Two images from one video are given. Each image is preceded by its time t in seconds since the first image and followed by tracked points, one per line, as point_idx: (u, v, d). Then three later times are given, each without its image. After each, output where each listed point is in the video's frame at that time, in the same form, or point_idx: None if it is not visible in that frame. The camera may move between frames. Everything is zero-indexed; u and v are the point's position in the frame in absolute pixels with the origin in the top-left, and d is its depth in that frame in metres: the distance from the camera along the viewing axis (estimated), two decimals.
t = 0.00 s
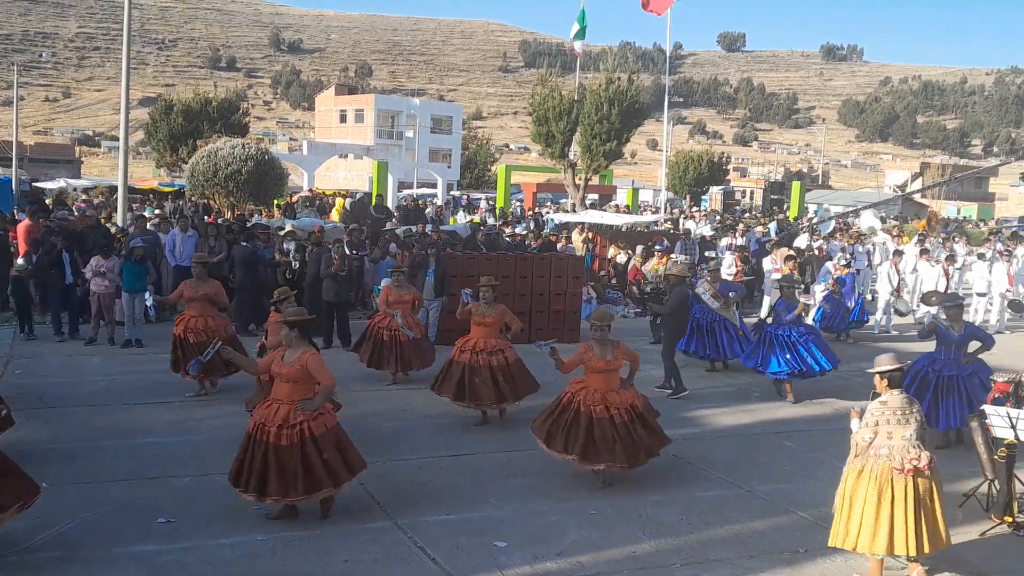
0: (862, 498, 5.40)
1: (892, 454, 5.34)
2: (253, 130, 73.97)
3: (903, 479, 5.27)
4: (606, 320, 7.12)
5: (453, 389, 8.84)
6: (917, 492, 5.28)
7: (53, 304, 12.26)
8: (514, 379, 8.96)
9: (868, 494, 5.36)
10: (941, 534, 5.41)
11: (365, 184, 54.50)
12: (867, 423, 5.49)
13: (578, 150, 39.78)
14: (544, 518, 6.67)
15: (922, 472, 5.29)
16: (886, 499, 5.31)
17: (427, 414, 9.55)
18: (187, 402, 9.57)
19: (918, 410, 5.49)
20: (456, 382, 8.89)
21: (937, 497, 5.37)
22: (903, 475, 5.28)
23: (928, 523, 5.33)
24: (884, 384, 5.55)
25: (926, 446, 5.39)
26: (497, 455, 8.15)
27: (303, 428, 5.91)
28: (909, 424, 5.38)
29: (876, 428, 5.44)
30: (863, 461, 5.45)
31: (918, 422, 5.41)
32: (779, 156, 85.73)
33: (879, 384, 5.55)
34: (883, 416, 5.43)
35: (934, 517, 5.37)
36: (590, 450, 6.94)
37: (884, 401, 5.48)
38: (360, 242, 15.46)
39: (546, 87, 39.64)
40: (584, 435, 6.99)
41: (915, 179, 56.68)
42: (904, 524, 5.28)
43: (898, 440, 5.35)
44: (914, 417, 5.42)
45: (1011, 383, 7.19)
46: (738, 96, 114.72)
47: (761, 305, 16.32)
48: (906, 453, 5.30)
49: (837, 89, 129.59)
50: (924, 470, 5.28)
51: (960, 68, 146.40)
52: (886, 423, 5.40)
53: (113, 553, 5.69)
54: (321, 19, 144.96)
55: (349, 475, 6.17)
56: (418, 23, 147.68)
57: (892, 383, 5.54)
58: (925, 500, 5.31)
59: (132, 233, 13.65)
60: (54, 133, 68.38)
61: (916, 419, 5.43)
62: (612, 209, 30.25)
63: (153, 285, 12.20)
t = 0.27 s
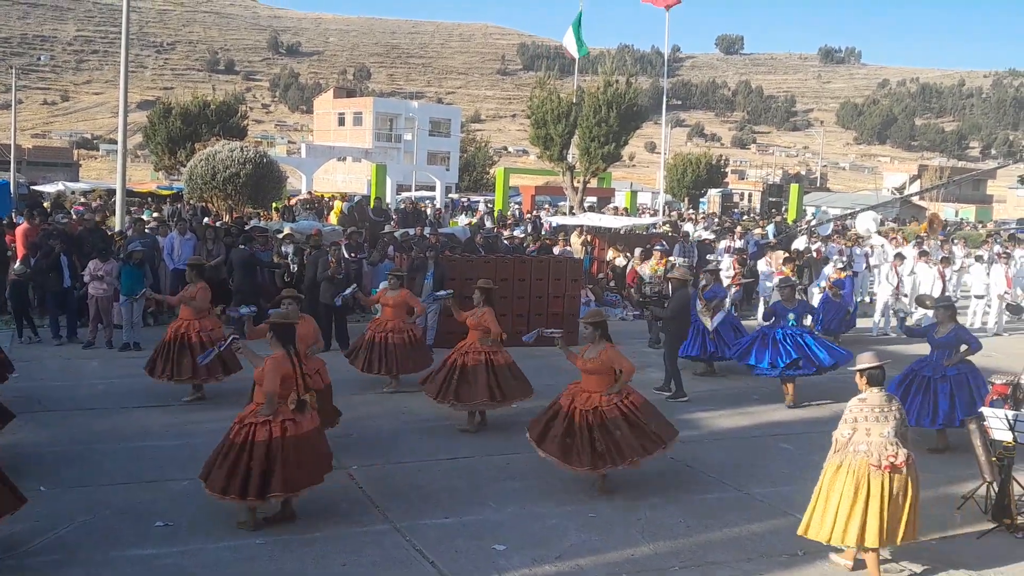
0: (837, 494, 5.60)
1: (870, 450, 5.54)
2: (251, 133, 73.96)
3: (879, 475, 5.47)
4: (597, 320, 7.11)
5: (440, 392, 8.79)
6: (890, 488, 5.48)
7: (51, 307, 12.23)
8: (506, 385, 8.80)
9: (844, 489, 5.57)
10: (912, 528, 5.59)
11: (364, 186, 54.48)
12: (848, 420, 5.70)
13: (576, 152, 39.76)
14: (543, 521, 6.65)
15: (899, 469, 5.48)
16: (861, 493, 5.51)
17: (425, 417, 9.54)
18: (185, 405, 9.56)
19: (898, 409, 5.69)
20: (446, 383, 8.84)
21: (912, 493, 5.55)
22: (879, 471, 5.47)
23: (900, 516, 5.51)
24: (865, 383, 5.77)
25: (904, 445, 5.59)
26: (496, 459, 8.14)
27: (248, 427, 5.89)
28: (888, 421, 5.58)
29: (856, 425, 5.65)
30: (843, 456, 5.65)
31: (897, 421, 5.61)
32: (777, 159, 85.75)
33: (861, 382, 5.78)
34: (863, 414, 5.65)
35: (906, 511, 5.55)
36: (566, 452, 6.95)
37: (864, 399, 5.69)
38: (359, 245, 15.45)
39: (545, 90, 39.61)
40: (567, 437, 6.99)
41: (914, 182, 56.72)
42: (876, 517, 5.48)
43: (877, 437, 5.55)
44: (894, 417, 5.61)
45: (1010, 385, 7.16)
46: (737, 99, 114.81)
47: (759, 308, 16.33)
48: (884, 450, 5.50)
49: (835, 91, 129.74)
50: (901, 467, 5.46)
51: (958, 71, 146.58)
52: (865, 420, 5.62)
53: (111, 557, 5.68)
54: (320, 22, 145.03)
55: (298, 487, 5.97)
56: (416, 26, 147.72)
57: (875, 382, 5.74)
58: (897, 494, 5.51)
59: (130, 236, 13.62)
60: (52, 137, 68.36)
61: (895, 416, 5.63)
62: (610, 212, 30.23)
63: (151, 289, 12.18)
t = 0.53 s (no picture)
0: (818, 488, 5.74)
1: (849, 445, 5.65)
2: (251, 135, 74.00)
3: (857, 469, 5.59)
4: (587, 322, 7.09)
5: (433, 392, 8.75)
6: (869, 481, 5.59)
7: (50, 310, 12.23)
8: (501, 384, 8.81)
9: (824, 485, 5.69)
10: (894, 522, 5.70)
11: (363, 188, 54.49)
12: (829, 415, 5.80)
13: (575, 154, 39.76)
14: (542, 523, 6.65)
15: (877, 463, 5.60)
16: (841, 488, 5.62)
17: (425, 419, 9.53)
18: (185, 408, 9.55)
19: (879, 405, 5.77)
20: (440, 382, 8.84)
21: (892, 487, 5.66)
22: (856, 465, 5.59)
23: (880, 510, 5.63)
24: (847, 378, 5.85)
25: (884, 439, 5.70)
26: (495, 460, 8.13)
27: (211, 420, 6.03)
28: (868, 417, 5.67)
29: (836, 420, 5.75)
30: (822, 451, 5.77)
31: (877, 416, 5.70)
32: (776, 160, 85.81)
33: (843, 377, 5.86)
34: (842, 409, 5.75)
35: (888, 506, 5.65)
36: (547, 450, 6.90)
37: (846, 394, 5.79)
38: (358, 247, 15.43)
39: (544, 92, 39.61)
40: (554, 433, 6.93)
41: (912, 183, 56.79)
42: (855, 510, 5.60)
43: (856, 432, 5.66)
44: (874, 413, 5.71)
45: (1009, 386, 7.12)
46: (735, 100, 114.93)
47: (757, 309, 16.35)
48: (862, 444, 5.62)
49: (834, 93, 129.85)
50: (878, 461, 5.58)
51: (957, 72, 146.83)
52: (844, 415, 5.72)
53: (109, 559, 5.67)
54: (318, 24, 145.13)
55: (239, 492, 5.84)
56: (415, 28, 147.80)
57: (857, 377, 5.82)
58: (878, 489, 5.62)
59: (129, 239, 13.63)
60: (51, 139, 68.38)
61: (876, 412, 5.72)
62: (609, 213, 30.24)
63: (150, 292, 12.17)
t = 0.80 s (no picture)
0: (804, 481, 5.87)
1: (836, 438, 5.79)
2: (249, 137, 73.98)
3: (845, 462, 5.73)
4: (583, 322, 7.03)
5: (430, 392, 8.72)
6: (855, 473, 5.73)
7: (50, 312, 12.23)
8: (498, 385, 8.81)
9: (811, 478, 5.82)
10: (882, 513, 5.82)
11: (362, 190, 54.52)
12: (816, 409, 5.95)
13: (574, 156, 39.78)
14: (541, 525, 6.64)
15: (863, 457, 5.73)
16: (827, 481, 5.76)
17: (425, 421, 9.53)
18: (184, 410, 9.54)
19: (865, 400, 5.93)
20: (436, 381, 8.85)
21: (880, 480, 5.80)
22: (843, 458, 5.74)
23: (864, 501, 5.76)
24: (833, 373, 6.01)
25: (870, 433, 5.84)
26: (495, 462, 8.12)
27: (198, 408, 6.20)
28: (854, 411, 5.83)
29: (823, 413, 5.89)
30: (809, 445, 5.91)
31: (863, 410, 5.86)
32: (774, 161, 85.84)
33: (829, 373, 6.03)
34: (829, 403, 5.90)
35: (874, 498, 5.79)
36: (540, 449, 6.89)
37: (831, 389, 5.96)
38: (357, 249, 15.44)
39: (543, 94, 39.63)
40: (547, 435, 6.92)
41: (911, 184, 56.87)
42: (842, 501, 5.73)
43: (843, 425, 5.80)
44: (859, 406, 5.86)
45: (1008, 387, 7.11)
46: (734, 102, 115.01)
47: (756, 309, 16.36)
48: (849, 438, 5.76)
49: (833, 94, 129.94)
50: (864, 453, 5.73)
51: (955, 73, 147.00)
52: (831, 409, 5.87)
53: (108, 561, 5.66)
54: (317, 26, 145.24)
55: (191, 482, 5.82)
56: (414, 30, 147.87)
57: (841, 373, 5.98)
58: (864, 480, 5.76)
59: (127, 240, 13.64)
60: (49, 142, 68.37)
61: (862, 406, 5.87)
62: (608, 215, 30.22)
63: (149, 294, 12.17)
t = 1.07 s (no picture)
0: (793, 482, 5.97)
1: (822, 437, 5.85)
2: (248, 140, 73.98)
3: (832, 461, 5.80)
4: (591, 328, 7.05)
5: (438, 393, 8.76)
6: (843, 472, 5.81)
7: (48, 315, 12.21)
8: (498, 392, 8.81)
9: (799, 478, 5.91)
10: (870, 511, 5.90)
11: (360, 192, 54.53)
12: (803, 409, 6.02)
13: (573, 158, 39.80)
14: (540, 527, 6.64)
15: (850, 455, 5.80)
16: (816, 481, 5.84)
17: (424, 423, 9.53)
18: (183, 412, 9.55)
19: (850, 398, 5.98)
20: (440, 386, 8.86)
21: (866, 478, 5.86)
22: (830, 456, 5.80)
23: (852, 499, 5.84)
24: (818, 372, 6.07)
25: (857, 430, 5.90)
26: (494, 465, 8.12)
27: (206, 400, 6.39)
28: (840, 409, 5.88)
29: (809, 413, 5.96)
30: (797, 444, 5.97)
31: (848, 408, 5.91)
32: (773, 164, 85.90)
33: (816, 371, 6.08)
34: (816, 401, 5.96)
35: (863, 495, 5.85)
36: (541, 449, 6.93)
37: (817, 389, 6.01)
38: (356, 252, 15.46)
39: (541, 96, 39.63)
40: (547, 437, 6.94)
41: (909, 186, 56.90)
42: (831, 500, 5.82)
43: (830, 424, 5.86)
44: (845, 406, 5.91)
45: (1007, 389, 7.11)
46: (733, 104, 115.14)
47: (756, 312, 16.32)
48: (835, 436, 5.82)
49: (831, 96, 130.09)
50: (851, 452, 5.79)
51: (954, 75, 147.16)
52: (817, 408, 5.93)
53: (108, 563, 5.66)
54: (316, 28, 145.29)
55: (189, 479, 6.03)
56: (412, 33, 147.91)
57: (828, 371, 6.03)
58: (851, 479, 5.84)
59: (127, 243, 13.63)
60: (48, 144, 68.40)
61: (847, 405, 5.92)
62: (607, 217, 30.25)
63: (148, 297, 12.18)
